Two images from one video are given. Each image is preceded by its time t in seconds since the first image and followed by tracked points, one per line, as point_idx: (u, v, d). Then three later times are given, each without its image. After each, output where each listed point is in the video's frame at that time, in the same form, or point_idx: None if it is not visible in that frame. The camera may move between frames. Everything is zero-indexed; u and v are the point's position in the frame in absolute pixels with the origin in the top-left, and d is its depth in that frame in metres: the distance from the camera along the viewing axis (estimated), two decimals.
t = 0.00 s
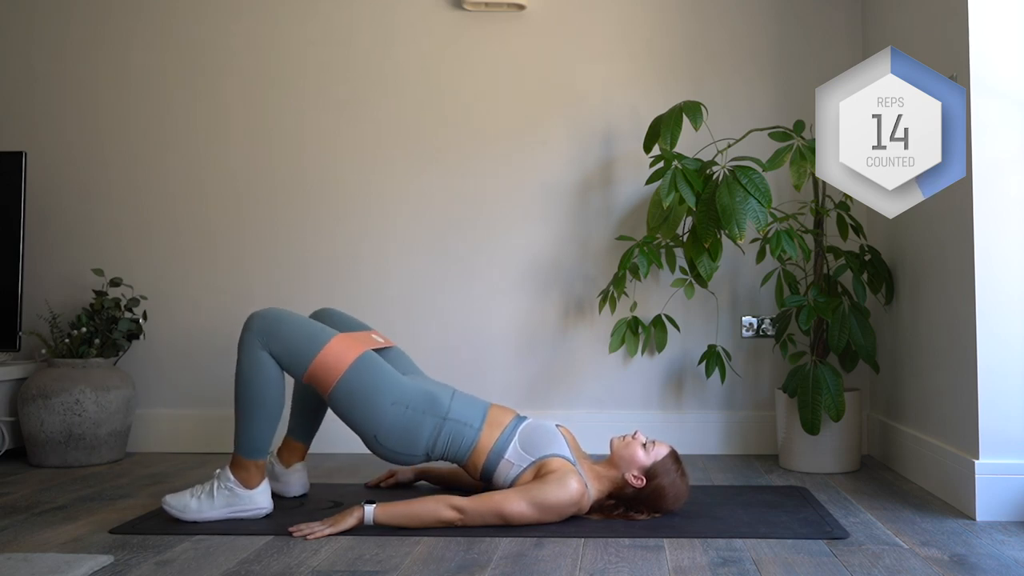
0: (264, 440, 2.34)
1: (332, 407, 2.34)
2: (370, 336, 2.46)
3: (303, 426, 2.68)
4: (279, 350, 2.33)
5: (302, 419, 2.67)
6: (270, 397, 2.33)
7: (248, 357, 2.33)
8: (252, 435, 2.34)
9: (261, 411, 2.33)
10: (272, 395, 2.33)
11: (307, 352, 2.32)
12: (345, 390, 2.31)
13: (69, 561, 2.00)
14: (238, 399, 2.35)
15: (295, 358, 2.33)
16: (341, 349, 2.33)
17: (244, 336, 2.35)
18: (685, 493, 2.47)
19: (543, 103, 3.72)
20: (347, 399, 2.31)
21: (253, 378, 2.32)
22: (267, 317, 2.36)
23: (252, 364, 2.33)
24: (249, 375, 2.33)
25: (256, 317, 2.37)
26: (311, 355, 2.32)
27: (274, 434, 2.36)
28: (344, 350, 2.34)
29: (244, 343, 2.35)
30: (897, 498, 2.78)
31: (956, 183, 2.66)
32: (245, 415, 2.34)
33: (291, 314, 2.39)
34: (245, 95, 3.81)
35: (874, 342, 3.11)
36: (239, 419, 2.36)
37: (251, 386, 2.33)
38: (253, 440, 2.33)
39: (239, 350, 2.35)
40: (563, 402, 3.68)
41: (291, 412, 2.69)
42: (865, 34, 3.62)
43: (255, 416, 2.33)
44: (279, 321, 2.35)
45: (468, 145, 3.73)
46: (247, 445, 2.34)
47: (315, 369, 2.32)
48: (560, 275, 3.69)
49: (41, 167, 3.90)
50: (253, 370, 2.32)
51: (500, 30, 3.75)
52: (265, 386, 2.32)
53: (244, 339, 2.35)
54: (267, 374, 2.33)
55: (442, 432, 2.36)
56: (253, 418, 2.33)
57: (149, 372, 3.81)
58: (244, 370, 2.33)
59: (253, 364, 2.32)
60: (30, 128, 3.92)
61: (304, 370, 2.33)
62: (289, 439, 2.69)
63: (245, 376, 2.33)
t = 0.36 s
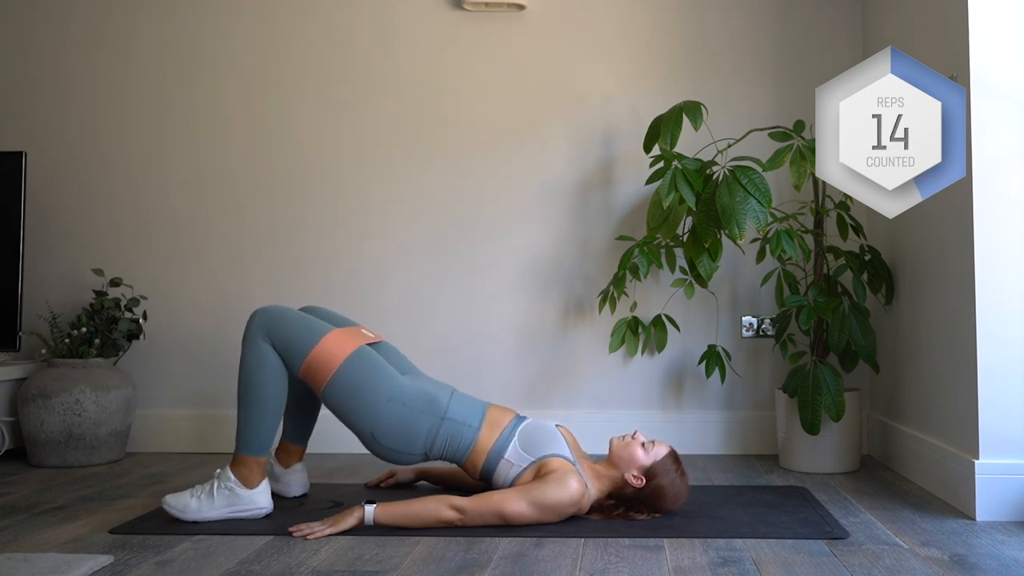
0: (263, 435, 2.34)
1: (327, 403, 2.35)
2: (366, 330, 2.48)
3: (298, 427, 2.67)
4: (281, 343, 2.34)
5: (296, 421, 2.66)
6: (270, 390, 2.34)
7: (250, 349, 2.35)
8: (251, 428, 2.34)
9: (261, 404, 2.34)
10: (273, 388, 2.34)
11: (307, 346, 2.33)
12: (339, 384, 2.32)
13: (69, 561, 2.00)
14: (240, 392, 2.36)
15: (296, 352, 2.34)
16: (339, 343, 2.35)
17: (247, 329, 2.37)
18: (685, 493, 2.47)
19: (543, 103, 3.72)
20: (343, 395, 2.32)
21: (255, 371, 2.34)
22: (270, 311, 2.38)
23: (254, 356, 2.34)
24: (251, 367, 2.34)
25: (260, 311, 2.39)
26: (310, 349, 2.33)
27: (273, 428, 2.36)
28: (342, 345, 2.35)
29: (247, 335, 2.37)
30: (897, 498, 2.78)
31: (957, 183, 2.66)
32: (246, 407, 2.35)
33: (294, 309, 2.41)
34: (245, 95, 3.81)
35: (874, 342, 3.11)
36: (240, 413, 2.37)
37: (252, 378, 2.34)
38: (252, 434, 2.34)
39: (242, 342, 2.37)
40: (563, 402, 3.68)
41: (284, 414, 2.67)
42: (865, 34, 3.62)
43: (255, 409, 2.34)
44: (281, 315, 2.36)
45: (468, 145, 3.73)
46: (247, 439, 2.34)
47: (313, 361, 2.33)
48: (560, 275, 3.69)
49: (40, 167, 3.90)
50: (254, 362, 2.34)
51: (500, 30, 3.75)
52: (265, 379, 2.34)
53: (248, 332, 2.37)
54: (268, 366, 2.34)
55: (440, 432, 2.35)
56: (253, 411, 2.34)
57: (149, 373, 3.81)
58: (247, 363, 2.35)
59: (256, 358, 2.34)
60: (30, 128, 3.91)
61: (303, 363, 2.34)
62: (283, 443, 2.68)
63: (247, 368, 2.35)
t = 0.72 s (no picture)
0: (271, 440, 2.34)
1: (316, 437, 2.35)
2: (371, 355, 2.49)
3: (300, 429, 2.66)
4: (296, 351, 2.34)
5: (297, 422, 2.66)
6: (283, 397, 2.34)
7: (266, 354, 2.35)
8: (259, 433, 2.34)
9: (272, 410, 2.34)
10: (285, 396, 2.34)
11: (323, 357, 2.34)
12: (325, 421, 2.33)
13: (69, 561, 2.00)
14: (251, 396, 2.36)
15: (311, 361, 2.34)
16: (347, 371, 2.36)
17: (264, 334, 2.37)
18: (684, 493, 2.47)
19: (543, 103, 3.72)
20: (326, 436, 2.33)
21: (268, 374, 2.34)
22: (289, 318, 2.38)
23: (269, 361, 2.34)
24: (264, 373, 2.34)
25: (279, 318, 2.39)
26: (324, 360, 2.34)
27: (281, 434, 2.36)
28: (349, 376, 2.36)
29: (264, 340, 2.37)
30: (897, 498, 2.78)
31: (957, 183, 2.66)
32: (255, 412, 2.34)
33: (311, 319, 2.42)
34: (245, 95, 3.81)
35: (874, 342, 3.11)
36: (248, 416, 2.36)
37: (265, 383, 2.34)
38: (260, 438, 2.34)
39: (258, 345, 2.37)
40: (563, 402, 3.68)
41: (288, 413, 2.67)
42: (865, 34, 3.62)
43: (265, 415, 2.34)
44: (300, 324, 2.37)
45: (467, 145, 3.73)
46: (253, 443, 2.34)
47: (317, 382, 2.33)
48: (560, 275, 3.69)
49: (40, 166, 3.90)
50: (268, 369, 2.34)
51: (500, 30, 3.75)
52: (278, 385, 2.33)
53: (265, 336, 2.37)
54: (282, 374, 2.34)
55: (424, 465, 2.35)
56: (262, 416, 2.34)
57: (149, 372, 3.81)
58: (260, 366, 2.35)
59: (270, 364, 2.34)
60: (30, 128, 3.92)
61: (314, 373, 2.34)
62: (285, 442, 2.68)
63: (261, 373, 2.34)
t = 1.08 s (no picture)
0: (266, 438, 2.34)
1: (321, 422, 2.36)
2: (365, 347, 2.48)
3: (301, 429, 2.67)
4: (287, 349, 2.34)
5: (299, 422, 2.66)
6: (277, 395, 2.34)
7: (257, 354, 2.34)
8: (253, 432, 2.33)
9: (266, 408, 2.33)
10: (278, 394, 2.34)
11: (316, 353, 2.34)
12: (332, 406, 2.33)
13: (69, 561, 2.00)
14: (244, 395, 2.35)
15: (303, 358, 2.33)
16: (342, 359, 2.36)
17: (254, 333, 2.37)
18: (685, 494, 2.47)
19: (543, 104, 3.72)
20: (333, 421, 2.35)
21: (260, 371, 2.33)
22: (278, 317, 2.38)
23: (260, 361, 2.33)
24: (257, 372, 2.33)
25: (268, 316, 2.38)
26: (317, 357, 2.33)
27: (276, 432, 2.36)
28: (342, 364, 2.35)
29: (254, 339, 2.36)
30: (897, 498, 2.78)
31: (956, 183, 2.66)
32: (249, 411, 2.34)
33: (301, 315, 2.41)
34: (245, 95, 3.81)
35: (874, 342, 3.11)
36: (243, 416, 2.36)
37: (257, 383, 2.33)
38: (255, 437, 2.33)
39: (248, 344, 2.36)
40: (563, 402, 3.68)
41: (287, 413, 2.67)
42: (865, 34, 3.62)
43: (260, 413, 2.34)
44: (290, 321, 2.36)
45: (467, 145, 3.73)
46: (249, 442, 2.34)
47: (313, 374, 2.33)
48: (560, 275, 3.69)
49: (40, 166, 3.90)
50: (260, 368, 2.33)
51: (500, 30, 3.75)
52: (271, 384, 2.33)
53: (255, 334, 2.36)
54: (274, 373, 2.33)
55: (430, 453, 2.38)
56: (257, 415, 2.34)
57: (149, 372, 3.81)
58: (252, 363, 2.35)
59: (262, 363, 2.33)
60: (29, 128, 3.92)
61: (308, 370, 2.33)
62: (284, 442, 2.68)
63: (253, 372, 2.34)
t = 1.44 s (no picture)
0: (265, 435, 2.35)
1: (332, 392, 2.34)
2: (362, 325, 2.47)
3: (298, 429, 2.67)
4: (281, 342, 2.35)
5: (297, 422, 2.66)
6: (272, 390, 2.35)
7: (251, 350, 2.35)
8: (251, 429, 2.34)
9: (263, 404, 2.34)
10: (275, 388, 2.35)
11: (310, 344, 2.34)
12: (340, 377, 2.32)
13: (69, 561, 2.00)
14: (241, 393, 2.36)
15: (298, 351, 2.34)
16: (337, 333, 2.36)
17: (247, 329, 2.38)
18: (684, 494, 2.47)
19: (542, 104, 3.72)
20: (344, 388, 2.32)
21: (255, 367, 2.34)
22: (269, 311, 2.38)
23: (254, 356, 2.34)
24: (252, 368, 2.34)
25: (259, 312, 2.39)
26: (313, 346, 2.34)
27: (274, 428, 2.37)
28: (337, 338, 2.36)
29: (247, 335, 2.37)
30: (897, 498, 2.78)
31: (957, 183, 2.66)
32: (246, 409, 2.35)
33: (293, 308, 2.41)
34: (245, 95, 3.81)
35: (874, 342, 3.11)
36: (241, 414, 2.37)
37: (252, 379, 2.34)
38: (253, 435, 2.34)
39: (242, 341, 2.37)
40: (563, 401, 3.68)
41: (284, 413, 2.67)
42: (865, 34, 3.62)
43: (258, 410, 2.34)
44: (281, 314, 2.37)
45: (467, 145, 3.73)
46: (248, 440, 2.35)
47: (311, 356, 2.33)
48: (560, 275, 3.69)
49: (40, 167, 3.90)
50: (255, 363, 2.34)
51: (500, 30, 3.75)
52: (266, 378, 2.34)
53: (248, 330, 2.37)
54: (269, 367, 2.34)
55: (441, 427, 2.35)
56: (254, 413, 2.34)
57: (149, 373, 3.81)
58: (247, 360, 2.35)
59: (257, 358, 2.34)
60: (29, 128, 3.92)
61: (304, 360, 2.34)
62: (283, 443, 2.68)
63: (248, 369, 2.35)
